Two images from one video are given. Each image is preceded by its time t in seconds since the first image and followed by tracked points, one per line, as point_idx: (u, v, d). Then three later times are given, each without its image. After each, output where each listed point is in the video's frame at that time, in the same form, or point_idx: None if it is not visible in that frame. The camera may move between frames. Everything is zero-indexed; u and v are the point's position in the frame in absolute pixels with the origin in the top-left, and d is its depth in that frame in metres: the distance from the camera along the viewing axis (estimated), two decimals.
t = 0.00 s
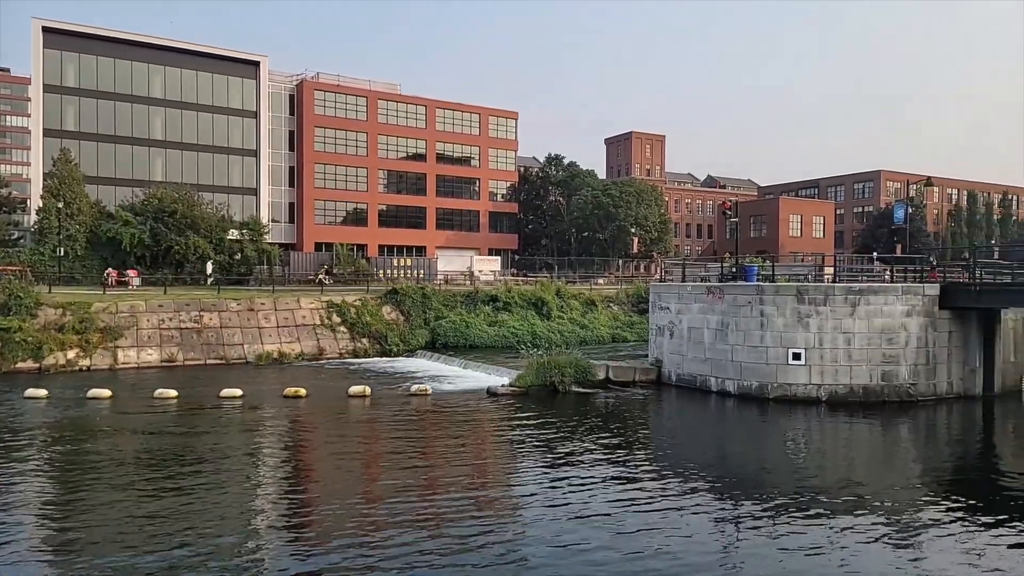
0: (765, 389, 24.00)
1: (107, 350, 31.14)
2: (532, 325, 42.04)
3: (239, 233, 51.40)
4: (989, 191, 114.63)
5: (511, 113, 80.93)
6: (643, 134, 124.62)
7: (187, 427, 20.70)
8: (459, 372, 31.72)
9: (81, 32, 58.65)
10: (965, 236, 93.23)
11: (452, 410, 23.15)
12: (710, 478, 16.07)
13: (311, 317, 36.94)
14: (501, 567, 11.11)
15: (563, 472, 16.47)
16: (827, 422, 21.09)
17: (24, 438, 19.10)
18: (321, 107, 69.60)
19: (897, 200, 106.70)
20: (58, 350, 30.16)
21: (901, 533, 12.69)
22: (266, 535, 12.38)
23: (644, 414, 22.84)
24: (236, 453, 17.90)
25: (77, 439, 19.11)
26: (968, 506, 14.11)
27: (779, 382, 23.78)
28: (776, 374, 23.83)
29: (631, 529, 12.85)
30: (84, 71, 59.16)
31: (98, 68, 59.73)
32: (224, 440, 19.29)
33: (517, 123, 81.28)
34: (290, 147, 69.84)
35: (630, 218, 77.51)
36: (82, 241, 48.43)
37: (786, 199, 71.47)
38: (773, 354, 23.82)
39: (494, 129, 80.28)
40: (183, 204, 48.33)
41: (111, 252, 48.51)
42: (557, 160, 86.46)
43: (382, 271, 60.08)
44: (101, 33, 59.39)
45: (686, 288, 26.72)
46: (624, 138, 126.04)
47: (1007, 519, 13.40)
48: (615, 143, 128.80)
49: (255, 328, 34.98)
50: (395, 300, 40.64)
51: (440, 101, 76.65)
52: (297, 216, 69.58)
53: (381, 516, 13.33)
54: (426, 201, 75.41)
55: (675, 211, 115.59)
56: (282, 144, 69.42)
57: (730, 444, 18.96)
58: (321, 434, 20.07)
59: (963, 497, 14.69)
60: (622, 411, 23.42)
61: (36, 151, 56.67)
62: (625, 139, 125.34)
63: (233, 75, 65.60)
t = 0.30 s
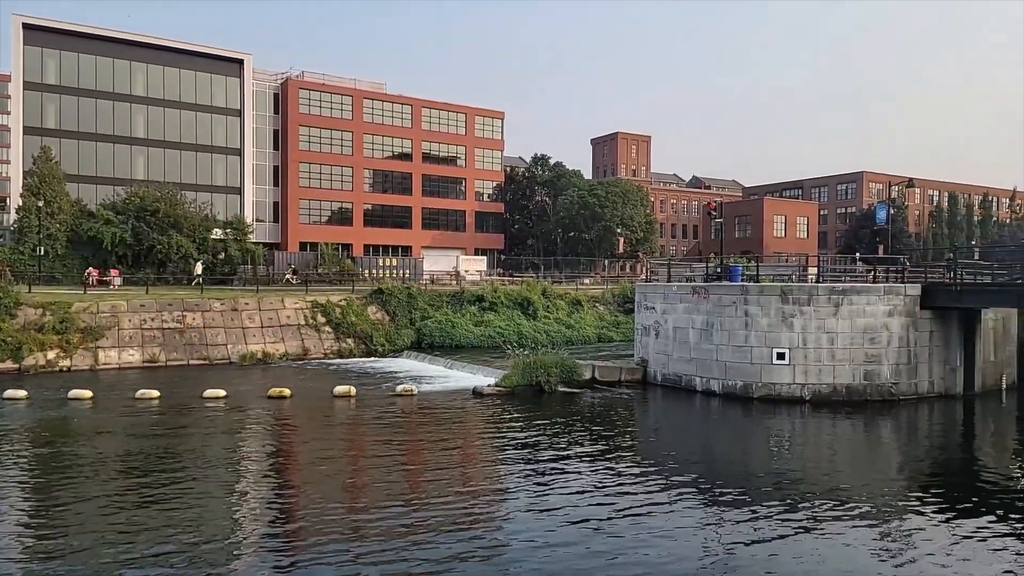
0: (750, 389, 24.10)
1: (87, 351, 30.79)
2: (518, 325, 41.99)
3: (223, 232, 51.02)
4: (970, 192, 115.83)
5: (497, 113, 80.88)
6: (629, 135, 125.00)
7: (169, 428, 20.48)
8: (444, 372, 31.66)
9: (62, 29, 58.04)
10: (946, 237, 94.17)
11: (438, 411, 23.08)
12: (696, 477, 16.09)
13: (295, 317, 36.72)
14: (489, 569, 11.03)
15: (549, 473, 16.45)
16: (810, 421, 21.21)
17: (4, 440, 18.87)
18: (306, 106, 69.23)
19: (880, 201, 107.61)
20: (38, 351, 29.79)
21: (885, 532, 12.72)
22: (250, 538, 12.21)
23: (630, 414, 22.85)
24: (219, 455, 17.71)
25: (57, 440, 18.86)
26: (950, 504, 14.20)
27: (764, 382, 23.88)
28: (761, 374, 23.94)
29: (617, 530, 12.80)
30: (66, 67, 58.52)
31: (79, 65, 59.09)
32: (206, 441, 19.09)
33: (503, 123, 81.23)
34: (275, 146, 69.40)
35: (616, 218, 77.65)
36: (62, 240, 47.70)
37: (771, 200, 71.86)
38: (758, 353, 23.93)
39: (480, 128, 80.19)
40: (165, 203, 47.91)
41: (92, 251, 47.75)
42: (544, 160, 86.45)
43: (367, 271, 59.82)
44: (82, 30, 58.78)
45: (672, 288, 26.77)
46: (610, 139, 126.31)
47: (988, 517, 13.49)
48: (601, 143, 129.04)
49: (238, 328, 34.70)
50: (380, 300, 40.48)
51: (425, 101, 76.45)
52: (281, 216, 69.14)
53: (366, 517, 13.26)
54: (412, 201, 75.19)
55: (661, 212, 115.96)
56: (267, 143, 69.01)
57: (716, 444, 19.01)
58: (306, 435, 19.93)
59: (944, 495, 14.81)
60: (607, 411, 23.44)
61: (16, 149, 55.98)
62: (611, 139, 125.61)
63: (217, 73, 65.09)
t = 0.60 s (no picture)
0: (735, 388, 24.20)
1: (69, 352, 30.45)
2: (505, 326, 41.95)
3: (207, 232, 50.65)
4: (953, 194, 117.02)
5: (483, 113, 80.82)
6: (615, 136, 125.27)
7: (152, 429, 20.28)
8: (431, 373, 31.58)
9: (43, 27, 57.47)
10: (929, 238, 95.10)
11: (424, 411, 23.00)
12: (681, 477, 16.12)
13: (281, 317, 36.49)
14: (473, 570, 10.99)
15: (536, 473, 16.42)
16: (795, 420, 21.32)
17: None
18: (291, 105, 68.85)
19: (864, 202, 108.52)
20: (18, 352, 29.43)
21: (868, 531, 12.79)
22: (233, 541, 12.10)
23: (617, 414, 22.86)
24: (202, 457, 17.55)
25: (39, 442, 18.64)
26: (931, 503, 14.30)
27: (749, 381, 23.98)
28: (746, 373, 24.04)
29: (603, 530, 12.77)
30: (47, 65, 57.94)
31: (61, 62, 58.49)
32: (189, 443, 18.91)
33: (489, 123, 81.16)
34: (260, 145, 68.98)
35: (603, 218, 77.79)
36: (43, 240, 47.23)
37: (756, 201, 72.25)
38: (743, 353, 24.03)
39: (467, 128, 80.06)
40: (148, 203, 47.47)
41: (74, 250, 47.63)
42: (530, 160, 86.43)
43: (353, 271, 59.57)
44: (64, 27, 58.23)
45: (658, 288, 26.82)
46: (596, 139, 126.51)
47: (969, 515, 13.61)
48: (587, 143, 129.21)
49: (223, 329, 34.42)
50: (367, 301, 40.33)
51: (412, 100, 76.24)
52: (266, 215, 68.72)
53: (351, 517, 13.23)
54: (398, 201, 74.94)
55: (647, 212, 116.26)
56: (252, 142, 68.56)
57: (701, 443, 19.07)
58: (291, 436, 19.80)
59: (926, 493, 14.94)
60: (594, 411, 23.45)
61: None
62: (597, 139, 125.81)
63: (201, 71, 64.64)
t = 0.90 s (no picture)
0: (720, 388, 24.31)
1: (49, 353, 30.11)
2: (491, 326, 41.92)
3: (190, 231, 50.28)
4: (933, 195, 118.37)
5: (469, 113, 80.77)
6: (601, 137, 125.62)
7: (135, 432, 20.09)
8: (417, 373, 31.50)
9: (23, 24, 56.84)
10: (910, 238, 96.06)
11: (409, 412, 22.93)
12: (667, 476, 16.16)
13: (265, 318, 36.29)
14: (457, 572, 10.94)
15: (523, 473, 16.40)
16: (779, 420, 21.45)
17: None
18: (275, 105, 68.46)
19: (846, 203, 109.49)
20: None
21: (850, 530, 12.86)
22: (215, 545, 11.96)
23: (602, 414, 22.89)
24: (183, 460, 17.35)
25: (18, 445, 18.43)
26: (913, 501, 14.42)
27: (734, 380, 24.10)
28: (730, 373, 24.16)
29: (588, 530, 12.80)
30: (27, 63, 57.30)
31: (41, 60, 57.85)
32: (172, 445, 18.75)
33: (475, 123, 81.13)
34: (244, 145, 68.51)
35: (589, 218, 77.92)
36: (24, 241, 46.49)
37: (740, 201, 72.70)
38: (728, 353, 24.15)
39: (452, 128, 79.98)
40: (130, 203, 47.10)
41: (54, 251, 47.04)
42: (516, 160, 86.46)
43: (338, 271, 59.30)
44: (44, 25, 57.60)
45: (643, 288, 26.89)
46: (582, 140, 126.76)
47: (951, 512, 13.72)
48: (573, 144, 129.43)
49: (206, 330, 34.12)
50: (351, 301, 40.18)
51: (397, 100, 76.06)
52: (250, 215, 68.25)
53: (335, 519, 13.17)
54: (383, 201, 74.70)
55: (632, 213, 116.65)
56: (235, 141, 68.09)
57: (686, 442, 19.13)
58: (276, 438, 19.66)
59: (908, 491, 15.08)
60: (580, 411, 23.49)
61: None
62: (583, 140, 126.06)
63: (184, 70, 64.16)
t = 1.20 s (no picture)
0: (704, 388, 24.41)
1: (27, 354, 29.73)
2: (476, 326, 41.86)
3: (172, 231, 49.83)
4: (914, 197, 119.66)
5: (454, 113, 80.64)
6: (586, 137, 125.85)
7: (115, 434, 19.87)
8: (401, 374, 31.40)
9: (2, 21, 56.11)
10: (892, 239, 97.01)
11: (393, 413, 22.85)
12: (651, 476, 16.18)
13: (248, 319, 36.01)
14: (442, 572, 10.93)
15: (508, 474, 16.38)
16: (762, 419, 21.57)
17: None
18: (259, 104, 68.01)
19: (829, 204, 110.45)
20: None
21: (833, 529, 12.92)
22: (199, 548, 11.83)
23: (587, 414, 22.92)
24: (166, 462, 17.20)
25: None
26: (894, 500, 14.52)
27: (718, 380, 24.20)
28: (714, 373, 24.26)
29: (572, 530, 12.82)
30: (6, 61, 56.56)
31: (20, 58, 57.14)
32: (153, 447, 18.57)
33: (460, 123, 81.01)
34: (227, 144, 68.00)
35: (574, 219, 78.00)
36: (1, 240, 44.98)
37: (725, 202, 73.12)
38: (712, 353, 24.25)
39: (437, 128, 79.81)
40: (110, 202, 46.62)
41: (32, 249, 45.57)
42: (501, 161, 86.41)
43: (322, 271, 58.98)
44: (23, 22, 56.88)
45: (628, 288, 26.93)
46: (567, 141, 126.94)
47: (931, 511, 13.83)
48: (558, 145, 129.62)
49: (187, 331, 33.80)
50: (336, 301, 40.00)
51: (382, 99, 75.80)
52: (233, 215, 67.75)
53: (318, 521, 13.09)
54: (368, 201, 74.42)
55: (617, 213, 116.97)
56: (217, 140, 67.53)
57: (671, 442, 19.18)
58: (259, 439, 19.52)
59: (889, 489, 15.21)
60: (564, 411, 23.52)
61: None
62: (568, 141, 126.25)
63: (166, 67, 63.56)
